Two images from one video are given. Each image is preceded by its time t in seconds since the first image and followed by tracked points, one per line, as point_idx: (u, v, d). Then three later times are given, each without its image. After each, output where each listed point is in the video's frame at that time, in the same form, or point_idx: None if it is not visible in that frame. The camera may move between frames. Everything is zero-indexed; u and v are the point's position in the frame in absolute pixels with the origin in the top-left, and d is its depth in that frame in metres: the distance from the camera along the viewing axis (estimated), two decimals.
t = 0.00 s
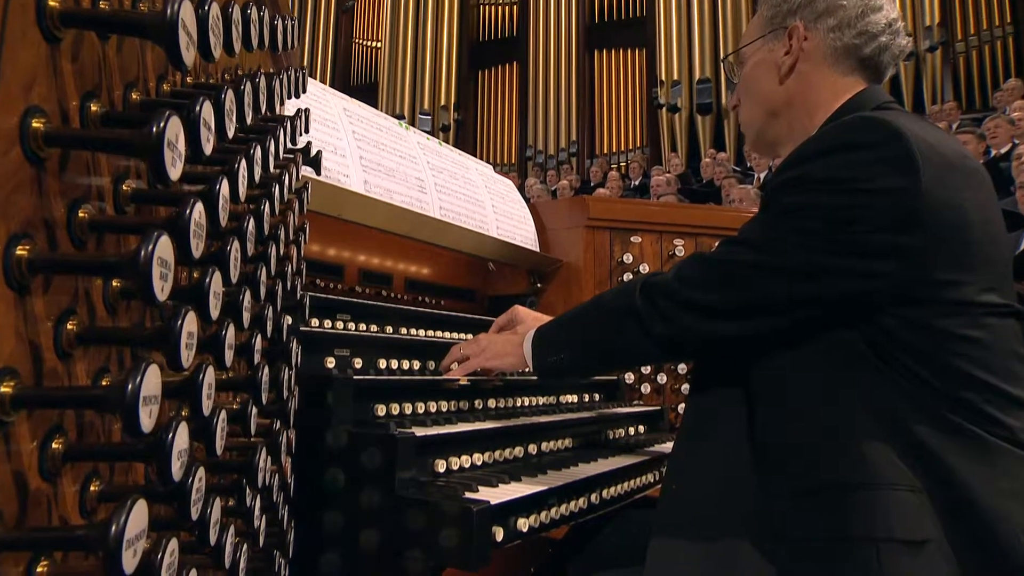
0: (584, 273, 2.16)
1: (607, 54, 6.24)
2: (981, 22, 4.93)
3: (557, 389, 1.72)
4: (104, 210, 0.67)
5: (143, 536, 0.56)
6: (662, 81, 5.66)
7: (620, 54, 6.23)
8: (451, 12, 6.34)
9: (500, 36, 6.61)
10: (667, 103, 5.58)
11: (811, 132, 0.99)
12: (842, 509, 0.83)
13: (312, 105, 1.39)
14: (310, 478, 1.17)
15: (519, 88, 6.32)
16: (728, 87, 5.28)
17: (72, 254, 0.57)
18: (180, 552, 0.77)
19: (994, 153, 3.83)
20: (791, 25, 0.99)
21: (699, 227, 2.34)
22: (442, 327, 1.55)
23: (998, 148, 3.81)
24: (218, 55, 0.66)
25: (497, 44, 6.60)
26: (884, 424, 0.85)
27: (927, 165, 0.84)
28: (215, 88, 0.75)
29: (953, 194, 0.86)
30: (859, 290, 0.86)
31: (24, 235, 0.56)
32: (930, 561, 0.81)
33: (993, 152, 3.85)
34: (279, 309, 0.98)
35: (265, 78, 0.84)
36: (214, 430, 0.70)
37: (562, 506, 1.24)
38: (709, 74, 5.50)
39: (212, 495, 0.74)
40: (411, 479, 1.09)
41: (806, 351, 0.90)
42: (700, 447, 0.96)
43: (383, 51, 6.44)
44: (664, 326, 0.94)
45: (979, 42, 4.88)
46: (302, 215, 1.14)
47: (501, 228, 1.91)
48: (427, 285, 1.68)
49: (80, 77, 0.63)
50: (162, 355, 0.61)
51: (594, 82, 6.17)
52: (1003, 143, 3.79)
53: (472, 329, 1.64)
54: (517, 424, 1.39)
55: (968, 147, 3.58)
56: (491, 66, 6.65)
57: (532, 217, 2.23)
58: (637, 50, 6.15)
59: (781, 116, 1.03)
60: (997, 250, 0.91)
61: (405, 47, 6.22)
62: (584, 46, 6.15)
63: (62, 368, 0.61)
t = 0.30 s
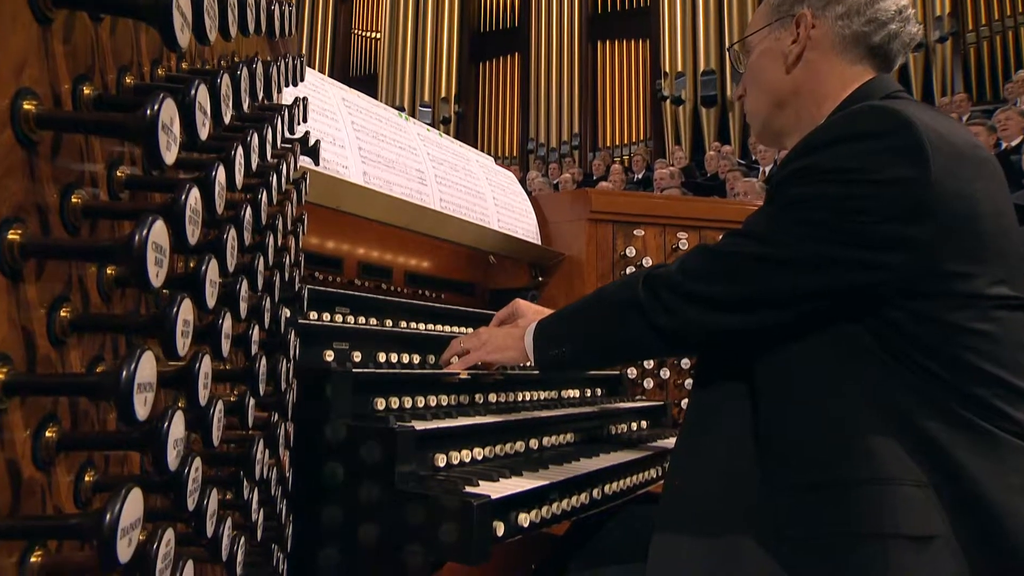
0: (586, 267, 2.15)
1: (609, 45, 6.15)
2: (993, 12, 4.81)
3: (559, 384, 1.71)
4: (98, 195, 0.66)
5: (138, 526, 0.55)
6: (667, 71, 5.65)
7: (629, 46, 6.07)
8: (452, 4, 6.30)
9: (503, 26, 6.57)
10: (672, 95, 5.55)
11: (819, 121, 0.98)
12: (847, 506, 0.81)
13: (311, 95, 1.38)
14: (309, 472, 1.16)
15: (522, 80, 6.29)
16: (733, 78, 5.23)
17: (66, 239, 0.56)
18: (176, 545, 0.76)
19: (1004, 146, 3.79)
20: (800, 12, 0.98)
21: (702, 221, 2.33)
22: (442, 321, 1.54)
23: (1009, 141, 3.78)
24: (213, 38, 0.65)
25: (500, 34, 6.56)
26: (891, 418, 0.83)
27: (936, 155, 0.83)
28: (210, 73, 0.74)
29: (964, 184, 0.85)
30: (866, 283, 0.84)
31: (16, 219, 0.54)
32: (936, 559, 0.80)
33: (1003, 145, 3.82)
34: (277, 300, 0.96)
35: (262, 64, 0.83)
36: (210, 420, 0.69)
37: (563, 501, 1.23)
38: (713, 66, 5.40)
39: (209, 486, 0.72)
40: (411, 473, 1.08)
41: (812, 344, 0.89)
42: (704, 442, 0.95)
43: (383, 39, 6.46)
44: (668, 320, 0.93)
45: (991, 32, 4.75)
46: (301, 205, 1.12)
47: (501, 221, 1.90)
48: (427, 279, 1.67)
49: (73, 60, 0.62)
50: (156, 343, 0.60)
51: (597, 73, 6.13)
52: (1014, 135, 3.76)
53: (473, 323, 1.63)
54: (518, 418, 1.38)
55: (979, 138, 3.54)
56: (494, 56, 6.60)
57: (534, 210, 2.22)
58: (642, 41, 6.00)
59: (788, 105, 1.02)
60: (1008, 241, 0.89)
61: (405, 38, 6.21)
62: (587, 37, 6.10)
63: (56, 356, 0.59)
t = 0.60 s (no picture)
0: (588, 263, 2.14)
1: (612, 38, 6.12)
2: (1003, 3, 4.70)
3: (561, 380, 1.70)
4: (93, 186, 0.64)
5: (134, 519, 0.54)
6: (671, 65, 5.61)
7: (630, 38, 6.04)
8: None
9: (505, 19, 6.54)
10: (676, 88, 5.50)
11: (824, 113, 0.97)
12: (853, 505, 0.80)
13: (309, 88, 1.36)
14: (308, 469, 1.15)
15: (523, 74, 6.26)
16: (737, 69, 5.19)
17: (59, 229, 0.55)
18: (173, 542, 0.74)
19: (1014, 139, 3.75)
20: (804, 3, 0.97)
21: (706, 216, 2.32)
22: (443, 317, 1.52)
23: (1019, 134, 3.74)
24: (209, 26, 0.63)
25: (501, 28, 6.53)
26: (900, 414, 0.82)
27: (946, 146, 0.82)
28: (205, 62, 0.72)
29: (974, 176, 0.83)
30: (873, 278, 0.83)
31: (8, 209, 0.53)
32: (944, 557, 0.79)
33: (1012, 138, 3.78)
34: (275, 296, 0.95)
35: (258, 54, 0.81)
36: (207, 414, 0.67)
37: (566, 498, 1.22)
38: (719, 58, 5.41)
39: (206, 481, 0.71)
40: (411, 470, 1.07)
41: (818, 340, 0.87)
42: (708, 438, 0.94)
43: (384, 31, 6.43)
44: (671, 315, 0.91)
45: (1000, 23, 4.63)
46: (299, 199, 1.11)
47: (502, 215, 1.89)
48: (427, 274, 1.65)
49: (64, 45, 0.60)
50: (153, 335, 0.58)
51: (599, 68, 6.10)
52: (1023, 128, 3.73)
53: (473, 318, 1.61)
54: (519, 415, 1.36)
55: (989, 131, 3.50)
56: (495, 50, 6.56)
57: (535, 204, 2.21)
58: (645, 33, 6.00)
59: (794, 98, 1.01)
60: (1019, 235, 0.88)
61: (405, 31, 6.18)
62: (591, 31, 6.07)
63: (50, 349, 0.58)
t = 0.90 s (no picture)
0: (590, 258, 2.13)
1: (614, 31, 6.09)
2: None
3: (563, 376, 1.68)
4: (88, 175, 0.63)
5: (131, 512, 0.52)
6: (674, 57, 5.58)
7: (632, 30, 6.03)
8: None
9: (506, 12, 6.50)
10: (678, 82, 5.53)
11: (833, 104, 0.96)
12: (860, 504, 0.79)
13: (307, 81, 1.35)
14: (308, 465, 1.14)
15: (524, 68, 6.22)
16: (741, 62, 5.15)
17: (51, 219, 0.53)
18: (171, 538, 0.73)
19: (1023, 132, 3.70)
20: None
21: (711, 211, 2.30)
22: (444, 312, 1.51)
23: None
24: (204, 14, 0.62)
25: (502, 21, 6.49)
26: (911, 414, 0.81)
27: (959, 141, 0.80)
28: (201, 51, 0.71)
29: (987, 171, 0.81)
30: (882, 274, 0.81)
31: None
32: (955, 560, 0.78)
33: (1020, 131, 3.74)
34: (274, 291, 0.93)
35: (256, 43, 0.80)
36: (205, 408, 0.66)
37: (568, 496, 1.20)
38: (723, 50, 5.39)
39: (204, 476, 0.70)
40: (411, 467, 1.05)
41: (825, 336, 0.86)
42: (714, 437, 0.92)
43: (383, 24, 6.38)
44: (676, 311, 0.90)
45: (1011, 14, 4.52)
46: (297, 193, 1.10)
47: (503, 209, 1.88)
48: (427, 270, 1.64)
49: (56, 31, 0.59)
50: (149, 327, 0.57)
51: (601, 62, 6.08)
52: None
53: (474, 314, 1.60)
54: (521, 411, 1.35)
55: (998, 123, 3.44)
56: (495, 43, 6.51)
57: (537, 198, 2.20)
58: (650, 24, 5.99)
59: (801, 88, 1.00)
60: None
61: (405, 23, 6.13)
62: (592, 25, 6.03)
63: (45, 341, 0.57)
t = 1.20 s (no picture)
0: (592, 253, 2.12)
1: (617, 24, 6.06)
2: None
3: (564, 373, 1.67)
4: (81, 166, 0.61)
5: (128, 505, 0.51)
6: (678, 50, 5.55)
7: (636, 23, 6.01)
8: None
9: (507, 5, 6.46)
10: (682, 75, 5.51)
11: (841, 93, 0.95)
12: (870, 506, 0.78)
13: (304, 73, 1.33)
14: (306, 461, 1.12)
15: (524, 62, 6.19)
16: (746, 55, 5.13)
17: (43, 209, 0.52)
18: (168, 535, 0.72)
19: None
20: None
21: (714, 205, 2.29)
22: (444, 308, 1.50)
23: None
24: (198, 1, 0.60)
25: (502, 14, 6.45)
26: (920, 415, 0.80)
27: (966, 134, 0.79)
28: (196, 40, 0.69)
29: (996, 165, 0.80)
30: (889, 270, 0.80)
31: None
32: (962, 561, 0.77)
33: None
34: (271, 286, 0.92)
35: (252, 33, 0.78)
36: (202, 402, 0.65)
37: (570, 493, 1.19)
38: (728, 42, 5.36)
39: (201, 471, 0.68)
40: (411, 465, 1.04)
41: (831, 333, 0.85)
42: (718, 435, 0.91)
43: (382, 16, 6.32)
44: (679, 307, 0.89)
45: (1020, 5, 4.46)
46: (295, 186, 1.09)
47: (504, 204, 1.86)
48: (427, 265, 1.63)
49: (47, 17, 0.57)
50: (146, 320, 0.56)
51: (603, 55, 6.05)
52: None
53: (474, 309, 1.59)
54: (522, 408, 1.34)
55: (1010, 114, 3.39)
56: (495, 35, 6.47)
57: (537, 192, 2.18)
58: (655, 17, 5.97)
59: (807, 77, 0.99)
60: None
61: (404, 15, 6.07)
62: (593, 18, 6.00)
63: (39, 333, 0.55)
